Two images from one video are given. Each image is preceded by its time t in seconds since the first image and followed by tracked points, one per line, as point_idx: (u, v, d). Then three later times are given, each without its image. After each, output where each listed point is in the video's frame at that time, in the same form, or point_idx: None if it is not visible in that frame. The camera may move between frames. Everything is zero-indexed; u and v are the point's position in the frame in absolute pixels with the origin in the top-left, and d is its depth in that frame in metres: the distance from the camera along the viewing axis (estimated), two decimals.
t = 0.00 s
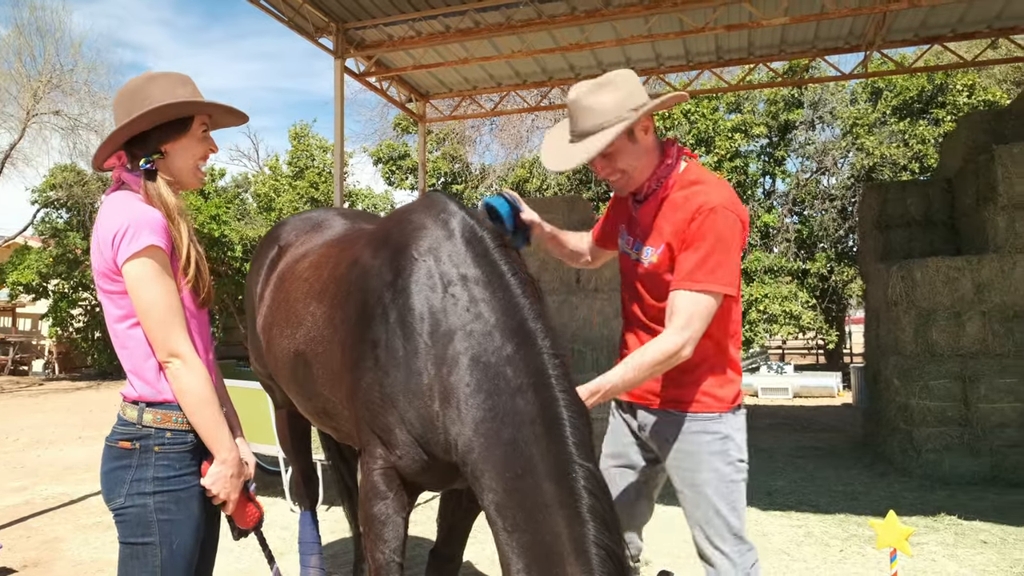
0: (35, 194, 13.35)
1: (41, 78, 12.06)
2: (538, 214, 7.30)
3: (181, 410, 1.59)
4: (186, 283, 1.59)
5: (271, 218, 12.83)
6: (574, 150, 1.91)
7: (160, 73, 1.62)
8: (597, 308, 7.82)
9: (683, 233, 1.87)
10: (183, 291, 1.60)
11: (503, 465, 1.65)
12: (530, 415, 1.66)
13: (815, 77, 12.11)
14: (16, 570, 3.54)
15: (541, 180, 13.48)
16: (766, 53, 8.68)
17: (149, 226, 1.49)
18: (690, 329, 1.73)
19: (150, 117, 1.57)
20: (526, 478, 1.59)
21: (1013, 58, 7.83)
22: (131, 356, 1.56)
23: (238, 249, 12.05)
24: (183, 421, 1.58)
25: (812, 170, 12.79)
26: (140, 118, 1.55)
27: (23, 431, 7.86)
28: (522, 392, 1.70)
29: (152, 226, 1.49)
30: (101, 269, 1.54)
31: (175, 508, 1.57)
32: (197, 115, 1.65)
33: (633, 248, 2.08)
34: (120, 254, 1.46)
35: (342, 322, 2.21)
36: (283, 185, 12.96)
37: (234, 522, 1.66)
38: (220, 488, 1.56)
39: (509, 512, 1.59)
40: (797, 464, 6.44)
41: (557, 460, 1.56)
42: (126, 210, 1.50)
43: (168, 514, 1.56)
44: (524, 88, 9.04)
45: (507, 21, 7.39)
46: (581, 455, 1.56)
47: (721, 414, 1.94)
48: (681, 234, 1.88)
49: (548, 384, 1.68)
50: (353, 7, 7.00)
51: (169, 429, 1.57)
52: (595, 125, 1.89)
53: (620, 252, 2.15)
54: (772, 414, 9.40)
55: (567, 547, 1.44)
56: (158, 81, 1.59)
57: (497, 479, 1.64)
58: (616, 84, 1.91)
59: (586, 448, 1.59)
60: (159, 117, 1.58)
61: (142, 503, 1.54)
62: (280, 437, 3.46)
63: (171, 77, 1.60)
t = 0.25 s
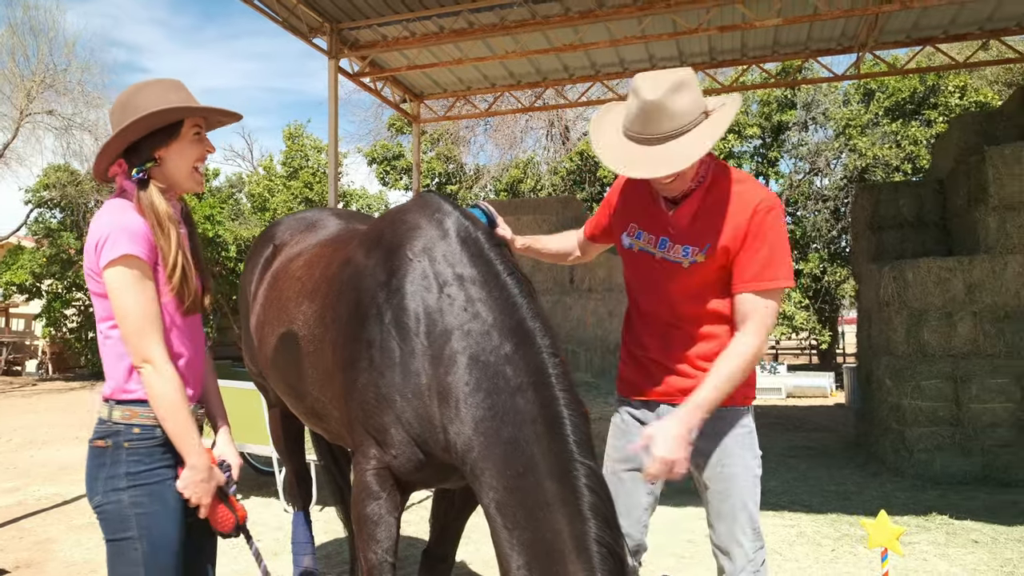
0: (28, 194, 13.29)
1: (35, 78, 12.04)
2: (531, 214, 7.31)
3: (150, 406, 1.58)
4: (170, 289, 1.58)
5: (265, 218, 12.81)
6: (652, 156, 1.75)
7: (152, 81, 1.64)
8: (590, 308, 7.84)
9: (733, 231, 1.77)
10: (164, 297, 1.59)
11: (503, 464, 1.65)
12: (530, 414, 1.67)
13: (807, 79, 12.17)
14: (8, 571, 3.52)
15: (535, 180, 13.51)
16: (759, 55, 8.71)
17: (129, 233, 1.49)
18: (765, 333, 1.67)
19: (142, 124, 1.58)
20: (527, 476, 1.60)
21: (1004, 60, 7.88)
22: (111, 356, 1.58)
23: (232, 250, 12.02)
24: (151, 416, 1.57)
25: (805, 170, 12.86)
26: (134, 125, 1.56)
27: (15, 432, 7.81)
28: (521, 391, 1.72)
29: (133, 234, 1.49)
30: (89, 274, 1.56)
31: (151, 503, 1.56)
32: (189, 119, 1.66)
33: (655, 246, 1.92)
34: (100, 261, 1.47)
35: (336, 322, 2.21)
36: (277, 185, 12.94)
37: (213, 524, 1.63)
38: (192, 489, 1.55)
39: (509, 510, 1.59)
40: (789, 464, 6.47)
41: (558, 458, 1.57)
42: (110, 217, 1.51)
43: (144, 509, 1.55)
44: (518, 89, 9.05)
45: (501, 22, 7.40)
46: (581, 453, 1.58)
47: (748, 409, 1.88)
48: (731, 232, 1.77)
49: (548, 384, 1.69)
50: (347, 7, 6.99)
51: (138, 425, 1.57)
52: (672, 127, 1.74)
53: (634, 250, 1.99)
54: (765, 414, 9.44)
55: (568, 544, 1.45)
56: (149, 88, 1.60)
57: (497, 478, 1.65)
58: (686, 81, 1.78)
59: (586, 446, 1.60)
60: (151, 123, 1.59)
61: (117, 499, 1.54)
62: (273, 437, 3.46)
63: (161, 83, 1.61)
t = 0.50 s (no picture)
0: (23, 194, 13.26)
1: (31, 78, 12.10)
2: (527, 215, 7.34)
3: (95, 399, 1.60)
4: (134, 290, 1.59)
5: (261, 219, 12.79)
6: (682, 148, 1.77)
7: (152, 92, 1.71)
8: (586, 309, 7.87)
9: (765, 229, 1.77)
10: (123, 290, 1.60)
11: (500, 465, 1.66)
12: (528, 416, 1.68)
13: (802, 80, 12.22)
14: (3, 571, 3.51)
15: (530, 181, 13.54)
16: (754, 56, 8.72)
17: (93, 230, 1.54)
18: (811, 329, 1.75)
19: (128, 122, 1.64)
20: (525, 478, 1.60)
21: (998, 61, 7.92)
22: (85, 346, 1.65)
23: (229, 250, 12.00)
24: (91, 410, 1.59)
25: (800, 171, 12.92)
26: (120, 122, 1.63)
27: (11, 432, 7.79)
28: (519, 394, 1.73)
29: (96, 230, 1.55)
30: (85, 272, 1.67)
31: (92, 495, 1.58)
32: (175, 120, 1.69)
33: (676, 239, 1.91)
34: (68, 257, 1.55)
35: (331, 323, 2.21)
36: (273, 185, 12.95)
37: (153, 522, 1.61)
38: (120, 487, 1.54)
39: (505, 511, 1.60)
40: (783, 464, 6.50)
41: (555, 460, 1.58)
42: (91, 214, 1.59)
43: (86, 500, 1.58)
44: (513, 89, 9.05)
45: (497, 22, 7.41)
46: (577, 455, 1.59)
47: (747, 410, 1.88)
48: (762, 231, 1.78)
49: (546, 386, 1.70)
50: (342, 7, 6.99)
51: (78, 419, 1.59)
52: (705, 122, 1.76)
53: (648, 245, 1.98)
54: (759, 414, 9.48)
55: (564, 546, 1.46)
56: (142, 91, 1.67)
57: (495, 480, 1.65)
58: (723, 77, 1.79)
59: (581, 448, 1.61)
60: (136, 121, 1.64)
61: (66, 490, 1.59)
62: (268, 438, 3.46)
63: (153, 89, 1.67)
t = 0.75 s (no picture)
0: (19, 194, 13.22)
1: (28, 78, 12.10)
2: (523, 215, 7.35)
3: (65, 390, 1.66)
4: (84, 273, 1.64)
5: (257, 219, 12.77)
6: (682, 141, 1.77)
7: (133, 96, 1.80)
8: (583, 309, 7.89)
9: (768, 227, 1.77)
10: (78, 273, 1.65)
11: (498, 465, 1.66)
12: (525, 417, 1.69)
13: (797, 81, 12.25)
14: None
15: (527, 181, 13.55)
16: (750, 56, 8.74)
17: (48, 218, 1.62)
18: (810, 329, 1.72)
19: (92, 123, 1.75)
20: (522, 478, 1.61)
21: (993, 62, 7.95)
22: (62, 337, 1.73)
23: (225, 250, 11.98)
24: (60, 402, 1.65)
25: (796, 172, 12.96)
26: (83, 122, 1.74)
27: (7, 433, 7.77)
28: (516, 394, 1.73)
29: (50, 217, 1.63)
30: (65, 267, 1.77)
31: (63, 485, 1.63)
32: (133, 126, 1.75)
33: (682, 238, 1.92)
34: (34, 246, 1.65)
35: (328, 323, 2.21)
36: (270, 185, 12.94)
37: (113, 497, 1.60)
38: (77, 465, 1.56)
39: (503, 511, 1.61)
40: (779, 464, 6.52)
41: (552, 461, 1.59)
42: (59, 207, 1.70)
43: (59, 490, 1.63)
44: (510, 90, 9.06)
45: (493, 22, 7.42)
46: (575, 456, 1.60)
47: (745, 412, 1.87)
48: (765, 230, 1.77)
49: (544, 388, 1.71)
50: (339, 7, 6.99)
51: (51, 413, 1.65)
52: (707, 116, 1.77)
53: (655, 244, 2.00)
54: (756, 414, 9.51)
55: (561, 545, 1.47)
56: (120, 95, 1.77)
57: (493, 480, 1.66)
58: (731, 75, 1.79)
59: (579, 449, 1.63)
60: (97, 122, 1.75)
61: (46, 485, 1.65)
62: (264, 438, 3.45)
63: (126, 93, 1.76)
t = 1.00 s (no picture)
0: (15, 193, 13.18)
1: (24, 78, 12.08)
2: (520, 215, 7.35)
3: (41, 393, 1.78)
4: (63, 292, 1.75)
5: (254, 219, 12.75)
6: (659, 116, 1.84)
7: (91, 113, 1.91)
8: (579, 309, 7.90)
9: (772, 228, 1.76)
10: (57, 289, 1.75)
11: (505, 465, 1.67)
12: (532, 417, 1.70)
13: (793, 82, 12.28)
14: None
15: (523, 181, 13.57)
16: (746, 57, 8.76)
17: (26, 238, 1.69)
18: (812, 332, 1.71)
19: (61, 140, 1.83)
20: (529, 479, 1.62)
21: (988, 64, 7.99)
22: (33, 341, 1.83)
23: (221, 250, 11.96)
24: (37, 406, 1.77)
25: (791, 172, 13.00)
26: (52, 140, 1.82)
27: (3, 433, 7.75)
28: (523, 395, 1.74)
29: (28, 237, 1.70)
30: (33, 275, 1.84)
31: (33, 482, 1.76)
32: (104, 139, 1.87)
33: (687, 236, 1.92)
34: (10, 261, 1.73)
35: (331, 322, 2.20)
36: (266, 185, 12.93)
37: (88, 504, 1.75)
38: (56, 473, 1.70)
39: (509, 511, 1.61)
40: (776, 464, 6.53)
41: (559, 461, 1.61)
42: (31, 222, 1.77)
43: (29, 485, 1.76)
44: (507, 91, 9.07)
45: (490, 23, 7.43)
46: (581, 457, 1.62)
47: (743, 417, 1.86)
48: (770, 230, 1.77)
49: (551, 389, 1.72)
50: (336, 7, 6.98)
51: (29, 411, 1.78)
52: (690, 99, 1.81)
53: (661, 241, 2.00)
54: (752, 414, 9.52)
55: (566, 545, 1.48)
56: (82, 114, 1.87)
57: (499, 479, 1.66)
58: (729, 70, 1.80)
59: (585, 450, 1.64)
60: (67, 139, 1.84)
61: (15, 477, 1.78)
62: (261, 438, 3.45)
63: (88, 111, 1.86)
